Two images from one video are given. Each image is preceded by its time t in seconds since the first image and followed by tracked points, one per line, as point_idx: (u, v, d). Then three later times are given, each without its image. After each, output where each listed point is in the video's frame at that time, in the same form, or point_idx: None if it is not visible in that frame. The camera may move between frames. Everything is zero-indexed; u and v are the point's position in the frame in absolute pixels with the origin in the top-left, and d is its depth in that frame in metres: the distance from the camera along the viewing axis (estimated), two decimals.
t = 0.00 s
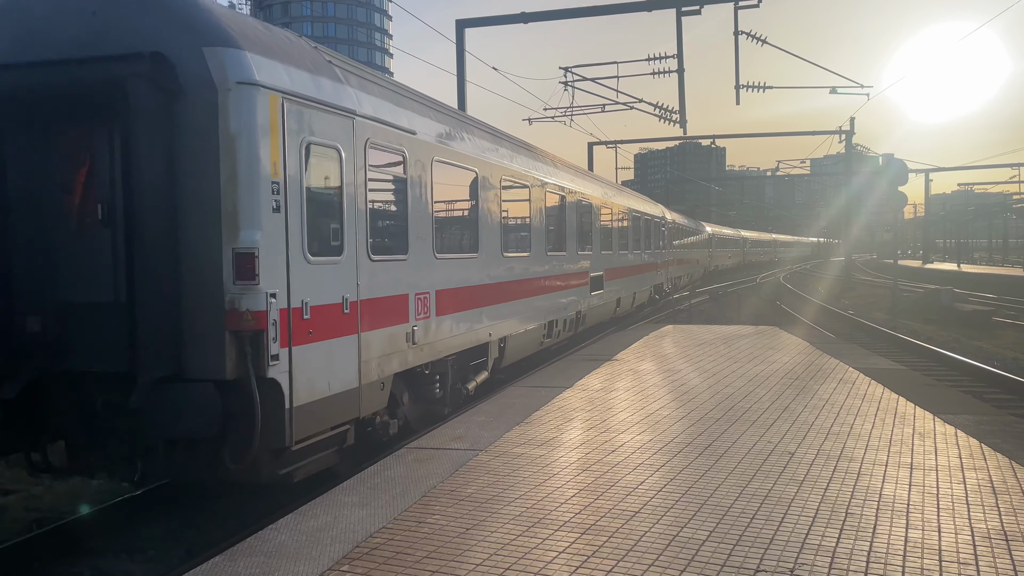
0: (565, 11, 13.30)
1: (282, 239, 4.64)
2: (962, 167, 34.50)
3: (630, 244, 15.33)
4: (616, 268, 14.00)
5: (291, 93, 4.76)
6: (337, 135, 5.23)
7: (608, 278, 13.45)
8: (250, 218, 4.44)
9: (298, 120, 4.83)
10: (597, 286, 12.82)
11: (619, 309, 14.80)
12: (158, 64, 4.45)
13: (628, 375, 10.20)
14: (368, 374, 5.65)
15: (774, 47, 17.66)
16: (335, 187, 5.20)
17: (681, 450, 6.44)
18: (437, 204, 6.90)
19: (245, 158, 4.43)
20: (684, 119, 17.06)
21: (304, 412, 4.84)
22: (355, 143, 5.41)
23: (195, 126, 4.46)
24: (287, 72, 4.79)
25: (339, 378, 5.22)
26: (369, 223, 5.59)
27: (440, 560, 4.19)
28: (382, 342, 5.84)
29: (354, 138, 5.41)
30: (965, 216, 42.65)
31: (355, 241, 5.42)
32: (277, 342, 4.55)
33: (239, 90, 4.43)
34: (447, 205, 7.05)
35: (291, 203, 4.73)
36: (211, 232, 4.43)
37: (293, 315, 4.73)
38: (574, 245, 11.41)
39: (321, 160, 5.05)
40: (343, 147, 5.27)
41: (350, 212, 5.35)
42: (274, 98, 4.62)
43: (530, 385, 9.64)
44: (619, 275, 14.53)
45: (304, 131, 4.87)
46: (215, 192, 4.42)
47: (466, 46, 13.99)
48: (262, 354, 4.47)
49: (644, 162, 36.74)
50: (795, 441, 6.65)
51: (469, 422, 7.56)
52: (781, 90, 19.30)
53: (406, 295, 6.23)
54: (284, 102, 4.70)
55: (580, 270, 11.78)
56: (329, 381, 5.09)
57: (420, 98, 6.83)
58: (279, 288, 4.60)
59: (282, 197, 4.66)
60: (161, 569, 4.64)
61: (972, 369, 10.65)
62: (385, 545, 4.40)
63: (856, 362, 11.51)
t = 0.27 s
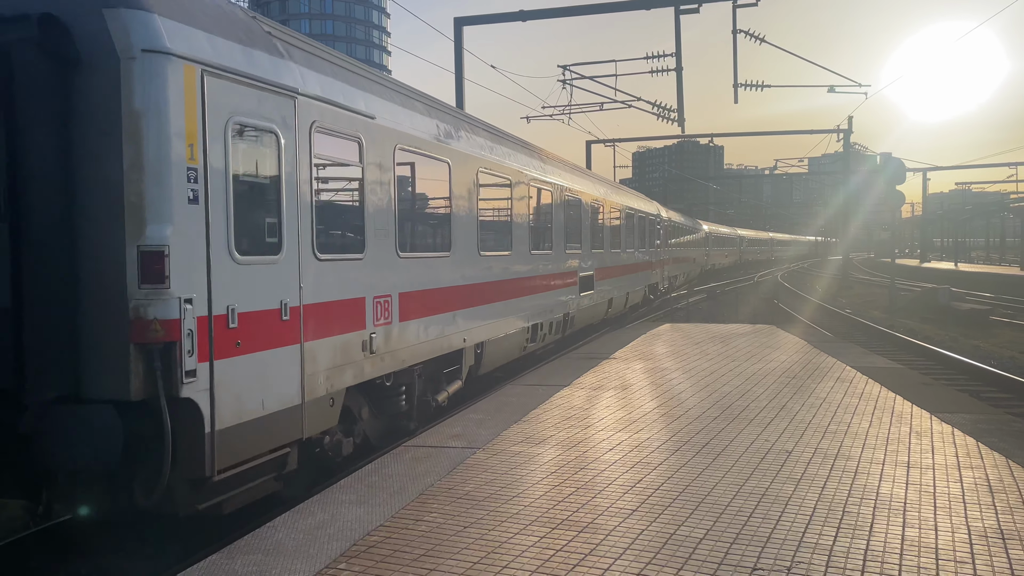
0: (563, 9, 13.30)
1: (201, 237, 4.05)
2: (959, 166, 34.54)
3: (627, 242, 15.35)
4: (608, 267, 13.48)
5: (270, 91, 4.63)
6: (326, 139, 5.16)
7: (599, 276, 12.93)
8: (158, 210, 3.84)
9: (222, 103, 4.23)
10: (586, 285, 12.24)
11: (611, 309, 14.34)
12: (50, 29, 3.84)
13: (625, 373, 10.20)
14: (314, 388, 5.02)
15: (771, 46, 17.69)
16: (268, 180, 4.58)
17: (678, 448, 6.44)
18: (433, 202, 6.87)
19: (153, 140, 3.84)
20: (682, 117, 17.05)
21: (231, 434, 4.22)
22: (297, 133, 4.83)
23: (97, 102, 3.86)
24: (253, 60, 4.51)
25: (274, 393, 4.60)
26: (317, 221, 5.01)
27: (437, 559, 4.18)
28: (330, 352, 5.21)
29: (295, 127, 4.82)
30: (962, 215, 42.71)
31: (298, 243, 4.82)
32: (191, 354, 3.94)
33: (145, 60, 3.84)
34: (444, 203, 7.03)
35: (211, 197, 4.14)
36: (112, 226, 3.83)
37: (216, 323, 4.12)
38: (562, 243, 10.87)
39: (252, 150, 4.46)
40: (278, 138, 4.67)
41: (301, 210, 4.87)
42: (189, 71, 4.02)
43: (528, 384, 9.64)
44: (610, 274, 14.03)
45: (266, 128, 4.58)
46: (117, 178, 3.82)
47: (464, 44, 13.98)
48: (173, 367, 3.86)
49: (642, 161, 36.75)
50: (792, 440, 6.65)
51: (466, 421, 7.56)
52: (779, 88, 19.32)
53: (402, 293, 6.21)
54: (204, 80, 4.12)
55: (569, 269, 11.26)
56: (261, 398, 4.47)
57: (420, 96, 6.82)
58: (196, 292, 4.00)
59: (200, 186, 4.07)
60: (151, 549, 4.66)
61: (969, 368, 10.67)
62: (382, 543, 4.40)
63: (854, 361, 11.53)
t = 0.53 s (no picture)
0: (562, 8, 13.29)
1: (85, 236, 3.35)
2: (957, 166, 34.60)
3: (626, 241, 15.35)
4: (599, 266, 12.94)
5: (269, 87, 4.56)
6: (324, 139, 5.11)
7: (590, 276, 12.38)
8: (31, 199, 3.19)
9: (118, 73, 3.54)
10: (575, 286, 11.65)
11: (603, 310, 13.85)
12: None
13: (624, 372, 10.21)
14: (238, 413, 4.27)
15: (770, 45, 17.73)
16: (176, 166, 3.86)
17: (677, 447, 6.44)
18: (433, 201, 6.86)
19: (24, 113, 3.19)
20: (682, 116, 17.06)
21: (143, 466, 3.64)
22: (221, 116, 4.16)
23: None
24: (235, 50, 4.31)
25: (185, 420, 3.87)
26: (257, 219, 4.41)
27: (435, 557, 4.18)
28: (263, 368, 4.46)
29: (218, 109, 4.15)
30: (960, 214, 42.77)
31: (223, 244, 4.14)
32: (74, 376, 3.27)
33: (16, 17, 3.20)
34: (444, 202, 7.02)
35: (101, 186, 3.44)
36: None
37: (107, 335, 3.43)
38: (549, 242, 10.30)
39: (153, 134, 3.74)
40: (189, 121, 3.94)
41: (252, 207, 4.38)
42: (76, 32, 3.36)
43: (527, 382, 9.65)
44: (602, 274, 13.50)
45: (248, 123, 4.37)
46: None
47: (463, 43, 13.97)
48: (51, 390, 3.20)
49: (641, 160, 36.76)
50: (791, 439, 6.66)
51: (465, 419, 7.55)
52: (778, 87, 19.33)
53: (402, 292, 6.18)
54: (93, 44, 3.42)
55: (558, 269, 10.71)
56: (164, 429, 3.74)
57: (421, 96, 6.83)
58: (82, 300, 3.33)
59: (88, 173, 3.39)
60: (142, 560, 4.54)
61: (968, 367, 10.68)
62: (381, 542, 4.40)
63: (852, 360, 11.54)
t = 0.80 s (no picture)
0: (563, 6, 13.28)
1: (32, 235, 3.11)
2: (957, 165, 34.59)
3: (625, 240, 15.36)
4: (590, 268, 12.44)
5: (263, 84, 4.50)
6: (321, 136, 5.05)
7: (581, 278, 11.89)
8: None
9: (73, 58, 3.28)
10: (563, 287, 11.12)
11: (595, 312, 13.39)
12: None
13: (624, 371, 10.20)
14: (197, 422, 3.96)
15: (770, 43, 17.73)
16: (138, 159, 3.58)
17: (677, 446, 6.44)
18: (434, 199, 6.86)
19: None
20: (682, 114, 17.04)
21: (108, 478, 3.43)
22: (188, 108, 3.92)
23: None
24: (224, 44, 4.24)
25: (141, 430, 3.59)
26: (198, 216, 3.97)
27: (434, 556, 4.18)
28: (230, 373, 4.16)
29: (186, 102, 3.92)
30: (960, 213, 42.77)
31: (192, 245, 3.90)
32: None
33: None
34: (444, 200, 7.01)
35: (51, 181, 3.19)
36: None
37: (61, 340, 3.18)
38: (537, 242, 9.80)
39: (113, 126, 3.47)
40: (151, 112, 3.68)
41: (232, 206, 4.21)
42: None
43: (526, 381, 9.66)
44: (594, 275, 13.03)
45: (157, 100, 3.72)
46: None
47: (462, 41, 13.95)
48: None
49: (641, 158, 36.73)
50: (790, 438, 6.65)
51: (465, 418, 7.55)
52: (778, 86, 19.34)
53: (402, 291, 6.15)
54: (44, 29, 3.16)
55: (547, 271, 10.21)
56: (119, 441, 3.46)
57: (421, 94, 6.82)
58: None
59: None
60: (140, 563, 4.50)
61: (966, 366, 10.70)
62: (380, 540, 4.41)
63: (851, 358, 11.56)
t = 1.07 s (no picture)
0: (563, 4, 13.28)
1: (28, 230, 3.05)
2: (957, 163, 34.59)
3: (625, 238, 15.37)
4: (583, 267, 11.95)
5: (264, 81, 4.51)
6: (321, 132, 5.04)
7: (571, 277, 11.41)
8: None
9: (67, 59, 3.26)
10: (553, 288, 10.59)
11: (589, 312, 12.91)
12: None
13: (624, 369, 10.21)
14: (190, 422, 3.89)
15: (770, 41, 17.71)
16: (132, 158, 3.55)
17: (677, 443, 6.45)
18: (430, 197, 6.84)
19: None
20: (681, 112, 17.03)
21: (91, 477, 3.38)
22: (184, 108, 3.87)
23: None
24: (228, 43, 4.25)
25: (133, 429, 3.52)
26: (94, 206, 3.37)
27: (436, 553, 4.19)
28: (228, 372, 4.11)
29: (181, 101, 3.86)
30: (959, 211, 42.77)
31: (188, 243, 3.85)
32: None
33: None
34: (444, 197, 7.01)
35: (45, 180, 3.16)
36: None
37: (55, 337, 3.12)
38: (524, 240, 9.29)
39: (105, 125, 3.44)
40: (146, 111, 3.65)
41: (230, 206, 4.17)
42: None
43: (527, 379, 9.67)
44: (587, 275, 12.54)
45: (28, 62, 3.08)
46: None
47: (463, 38, 13.94)
48: None
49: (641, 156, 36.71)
50: (790, 436, 6.66)
51: (465, 416, 7.55)
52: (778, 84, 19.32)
53: (404, 288, 6.14)
54: (37, 24, 3.12)
55: (535, 271, 9.70)
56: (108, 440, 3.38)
57: (421, 91, 6.82)
58: None
59: None
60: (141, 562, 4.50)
61: (966, 364, 10.71)
62: (381, 537, 4.42)
63: (852, 356, 11.56)
